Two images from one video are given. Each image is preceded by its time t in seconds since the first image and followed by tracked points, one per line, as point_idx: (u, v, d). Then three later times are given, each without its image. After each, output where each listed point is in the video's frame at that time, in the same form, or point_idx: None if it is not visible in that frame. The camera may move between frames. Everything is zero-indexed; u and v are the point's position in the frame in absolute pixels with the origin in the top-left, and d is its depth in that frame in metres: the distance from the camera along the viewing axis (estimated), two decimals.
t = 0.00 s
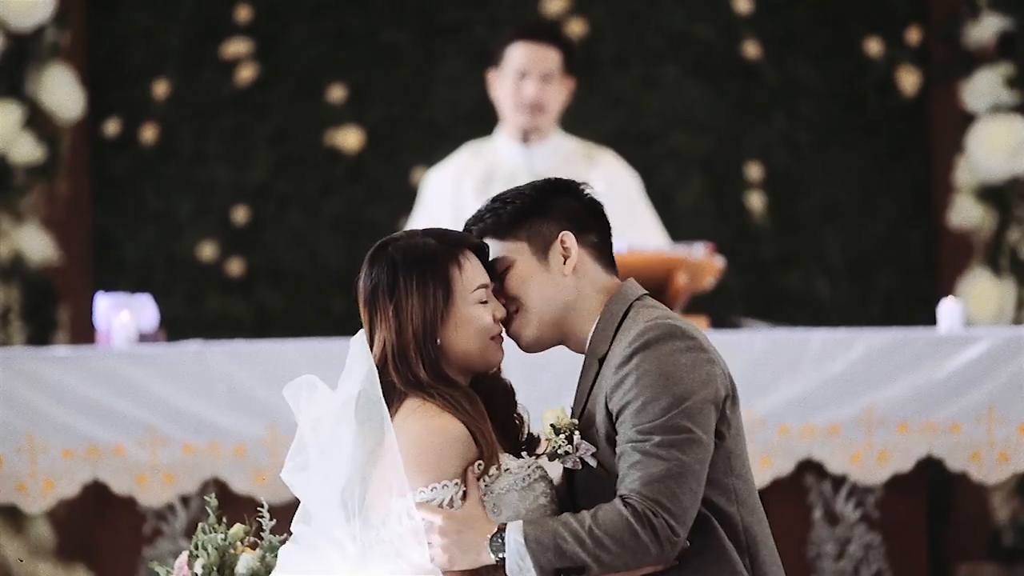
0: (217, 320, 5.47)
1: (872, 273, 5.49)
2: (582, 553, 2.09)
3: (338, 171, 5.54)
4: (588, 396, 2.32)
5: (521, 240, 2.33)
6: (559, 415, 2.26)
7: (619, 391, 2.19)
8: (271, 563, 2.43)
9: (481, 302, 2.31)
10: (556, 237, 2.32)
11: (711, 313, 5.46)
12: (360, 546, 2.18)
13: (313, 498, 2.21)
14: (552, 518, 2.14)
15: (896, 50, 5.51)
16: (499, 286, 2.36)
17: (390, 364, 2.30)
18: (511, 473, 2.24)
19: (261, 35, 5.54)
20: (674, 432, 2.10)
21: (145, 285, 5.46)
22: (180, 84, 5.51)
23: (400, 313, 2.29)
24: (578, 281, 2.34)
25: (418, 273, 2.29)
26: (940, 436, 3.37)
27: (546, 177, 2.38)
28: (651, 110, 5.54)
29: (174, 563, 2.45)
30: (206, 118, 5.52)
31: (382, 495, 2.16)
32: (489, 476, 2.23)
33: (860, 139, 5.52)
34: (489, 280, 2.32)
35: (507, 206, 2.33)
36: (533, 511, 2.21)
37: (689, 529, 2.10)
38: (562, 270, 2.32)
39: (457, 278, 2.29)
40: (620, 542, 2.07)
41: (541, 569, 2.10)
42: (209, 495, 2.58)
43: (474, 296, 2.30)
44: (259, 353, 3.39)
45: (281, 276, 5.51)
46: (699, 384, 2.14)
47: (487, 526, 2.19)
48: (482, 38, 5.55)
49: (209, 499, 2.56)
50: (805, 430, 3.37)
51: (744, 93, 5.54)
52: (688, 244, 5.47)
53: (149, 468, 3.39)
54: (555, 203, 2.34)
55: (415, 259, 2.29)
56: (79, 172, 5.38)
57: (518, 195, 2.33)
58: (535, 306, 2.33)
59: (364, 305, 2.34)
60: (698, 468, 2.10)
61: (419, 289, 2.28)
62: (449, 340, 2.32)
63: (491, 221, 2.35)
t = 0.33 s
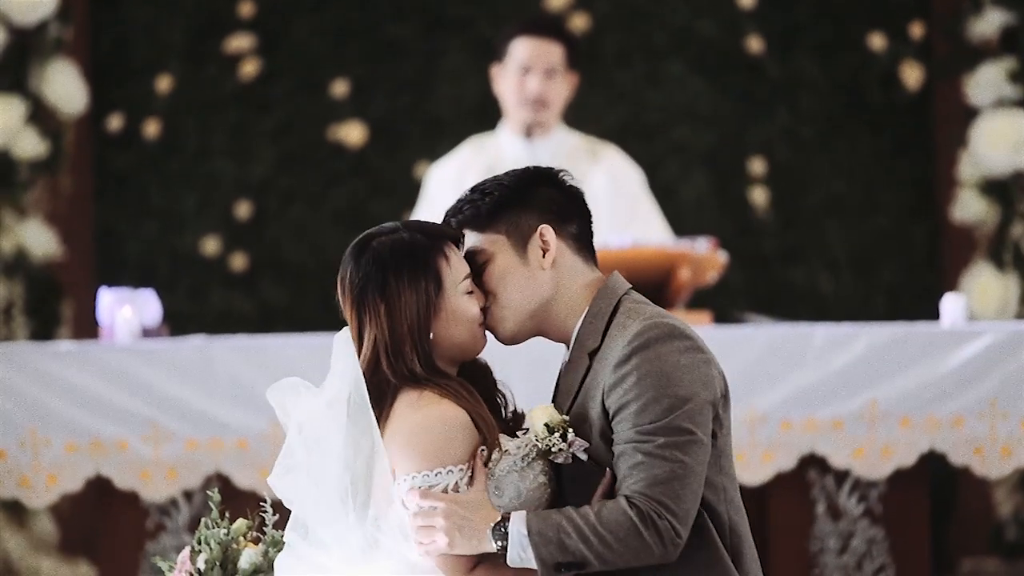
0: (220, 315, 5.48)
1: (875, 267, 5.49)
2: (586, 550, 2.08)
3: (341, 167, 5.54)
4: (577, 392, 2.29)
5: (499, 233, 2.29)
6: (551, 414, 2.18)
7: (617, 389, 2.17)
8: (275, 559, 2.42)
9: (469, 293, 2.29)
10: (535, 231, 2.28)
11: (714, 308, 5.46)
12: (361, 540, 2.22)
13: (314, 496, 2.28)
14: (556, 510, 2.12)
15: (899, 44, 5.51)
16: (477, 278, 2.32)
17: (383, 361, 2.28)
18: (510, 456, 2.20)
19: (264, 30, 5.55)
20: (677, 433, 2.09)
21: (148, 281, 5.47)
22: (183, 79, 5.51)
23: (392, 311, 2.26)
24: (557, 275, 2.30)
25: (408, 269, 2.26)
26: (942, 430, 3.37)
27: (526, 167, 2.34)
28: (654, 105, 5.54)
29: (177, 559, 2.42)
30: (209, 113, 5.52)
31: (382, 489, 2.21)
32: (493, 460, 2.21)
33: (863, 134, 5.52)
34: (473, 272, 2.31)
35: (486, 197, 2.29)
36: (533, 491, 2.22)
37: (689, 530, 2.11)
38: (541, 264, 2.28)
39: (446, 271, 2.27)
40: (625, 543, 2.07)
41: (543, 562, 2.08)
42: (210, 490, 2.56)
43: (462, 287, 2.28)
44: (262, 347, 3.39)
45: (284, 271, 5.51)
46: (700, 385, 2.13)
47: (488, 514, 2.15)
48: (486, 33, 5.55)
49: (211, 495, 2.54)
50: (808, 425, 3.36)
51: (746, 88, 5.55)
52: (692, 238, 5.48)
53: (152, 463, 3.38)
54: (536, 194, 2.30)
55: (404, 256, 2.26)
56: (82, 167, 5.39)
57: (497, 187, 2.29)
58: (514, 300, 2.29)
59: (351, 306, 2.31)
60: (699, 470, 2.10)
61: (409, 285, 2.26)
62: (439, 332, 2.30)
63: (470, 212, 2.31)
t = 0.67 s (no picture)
0: (223, 314, 5.48)
1: (877, 265, 5.49)
2: (597, 546, 2.08)
3: (343, 165, 5.54)
4: (561, 393, 2.31)
5: (486, 226, 2.27)
6: (541, 414, 2.19)
7: (609, 388, 2.17)
8: (279, 557, 2.42)
9: (453, 286, 2.24)
10: (522, 225, 2.28)
11: (716, 307, 5.47)
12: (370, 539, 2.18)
13: (316, 496, 2.25)
14: (566, 504, 2.12)
15: (901, 42, 5.52)
16: (461, 272, 2.29)
17: (379, 362, 2.22)
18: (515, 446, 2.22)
19: (267, 29, 5.55)
20: (677, 429, 2.10)
21: (151, 280, 5.47)
22: (185, 78, 5.51)
23: (384, 312, 2.20)
24: (542, 269, 2.31)
25: (392, 268, 2.20)
26: (943, 428, 3.36)
27: (508, 161, 2.35)
28: (656, 104, 5.54)
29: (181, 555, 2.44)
30: (211, 112, 5.53)
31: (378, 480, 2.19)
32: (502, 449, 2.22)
33: (865, 133, 5.53)
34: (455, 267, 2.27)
35: (473, 189, 2.28)
36: (541, 480, 2.25)
37: (695, 524, 2.13)
38: (527, 258, 2.28)
39: (429, 267, 2.21)
40: (638, 540, 2.07)
41: (553, 555, 2.09)
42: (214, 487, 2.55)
43: (446, 280, 2.23)
44: (265, 345, 3.39)
45: (287, 269, 5.51)
46: (692, 382, 2.14)
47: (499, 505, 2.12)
48: (488, 32, 5.56)
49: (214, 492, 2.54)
50: (809, 424, 3.36)
51: (748, 87, 5.55)
52: (695, 237, 5.48)
53: (155, 461, 3.38)
54: (522, 187, 2.31)
55: (386, 256, 2.20)
56: (85, 166, 5.39)
57: (484, 180, 2.29)
58: (502, 294, 2.29)
59: (337, 314, 2.24)
60: (701, 465, 2.12)
61: (396, 284, 2.19)
62: (436, 327, 2.24)
63: (456, 204, 2.28)
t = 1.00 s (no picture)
0: (224, 314, 5.48)
1: (878, 266, 5.50)
2: (604, 550, 2.08)
3: (344, 166, 5.54)
4: (561, 394, 2.31)
5: (488, 226, 2.27)
6: (542, 417, 2.18)
7: (611, 390, 2.17)
8: (280, 558, 2.42)
9: (454, 287, 2.25)
10: (524, 225, 2.28)
11: (717, 307, 5.47)
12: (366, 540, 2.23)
13: (318, 501, 2.33)
14: (570, 509, 2.12)
15: (903, 43, 5.52)
16: (463, 272, 2.29)
17: (384, 365, 2.22)
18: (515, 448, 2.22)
19: (268, 30, 5.55)
20: (681, 432, 2.09)
21: (152, 281, 5.47)
22: (187, 79, 5.51)
23: (388, 316, 2.20)
24: (545, 268, 2.31)
25: (393, 272, 2.21)
26: (944, 429, 3.36)
27: (509, 158, 2.35)
28: (657, 105, 5.54)
29: (182, 557, 2.44)
30: (212, 113, 5.53)
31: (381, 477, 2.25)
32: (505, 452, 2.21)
33: (866, 134, 5.53)
34: (456, 266, 2.28)
35: (475, 188, 2.27)
36: (544, 482, 2.25)
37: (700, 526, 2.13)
38: (530, 257, 2.28)
39: (429, 269, 2.23)
40: (645, 544, 2.07)
41: (561, 559, 2.08)
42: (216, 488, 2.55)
43: (448, 280, 2.24)
44: (266, 347, 3.38)
45: (288, 271, 5.51)
46: (695, 384, 2.14)
47: (507, 510, 2.11)
48: (489, 32, 5.56)
49: (216, 494, 2.54)
50: (810, 426, 3.36)
51: (750, 87, 5.55)
52: (696, 238, 5.48)
53: (156, 463, 3.38)
54: (524, 185, 2.31)
55: (386, 259, 2.22)
56: (87, 167, 5.40)
57: (485, 178, 2.29)
58: (505, 293, 2.29)
59: (339, 319, 2.24)
60: (706, 467, 2.11)
61: (397, 287, 2.21)
62: (440, 328, 2.25)
63: (457, 202, 2.28)
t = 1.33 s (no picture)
0: (223, 316, 5.48)
1: (877, 267, 5.50)
2: (607, 554, 2.09)
3: (342, 167, 5.54)
4: (571, 394, 2.33)
5: (503, 224, 2.29)
6: (548, 418, 2.19)
7: (618, 393, 2.17)
8: (277, 560, 2.42)
9: (462, 285, 2.27)
10: (540, 225, 2.30)
11: (716, 309, 5.47)
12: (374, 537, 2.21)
13: (324, 500, 2.31)
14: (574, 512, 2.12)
15: (901, 45, 5.53)
16: (477, 269, 2.32)
17: (390, 362, 2.24)
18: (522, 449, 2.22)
19: (266, 32, 5.55)
20: (686, 436, 2.10)
21: (151, 283, 5.47)
22: (185, 81, 5.52)
23: (395, 313, 2.22)
24: (557, 269, 2.32)
25: (401, 269, 2.23)
26: (944, 431, 3.36)
27: (530, 156, 2.36)
28: (656, 107, 5.54)
29: (181, 560, 2.43)
30: (211, 115, 5.53)
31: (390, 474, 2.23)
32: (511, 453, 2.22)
33: (865, 135, 5.54)
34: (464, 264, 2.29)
35: (492, 186, 2.29)
36: (549, 484, 2.22)
37: (704, 531, 2.13)
38: (543, 258, 2.30)
39: (438, 266, 2.25)
40: (647, 548, 2.08)
41: (563, 564, 2.08)
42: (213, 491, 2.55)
43: (457, 277, 2.26)
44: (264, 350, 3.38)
45: (287, 272, 5.51)
46: (703, 388, 2.14)
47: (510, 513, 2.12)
48: (486, 34, 5.56)
49: (214, 495, 2.54)
50: (809, 426, 3.37)
51: (749, 88, 5.55)
52: (695, 240, 5.48)
53: (154, 465, 3.38)
54: (542, 185, 2.32)
55: (395, 256, 2.23)
56: (85, 169, 5.39)
57: (503, 176, 2.30)
58: (517, 291, 2.30)
59: (348, 316, 2.26)
60: (710, 472, 2.12)
61: (405, 284, 2.22)
62: (447, 327, 2.26)
63: (473, 199, 2.30)
